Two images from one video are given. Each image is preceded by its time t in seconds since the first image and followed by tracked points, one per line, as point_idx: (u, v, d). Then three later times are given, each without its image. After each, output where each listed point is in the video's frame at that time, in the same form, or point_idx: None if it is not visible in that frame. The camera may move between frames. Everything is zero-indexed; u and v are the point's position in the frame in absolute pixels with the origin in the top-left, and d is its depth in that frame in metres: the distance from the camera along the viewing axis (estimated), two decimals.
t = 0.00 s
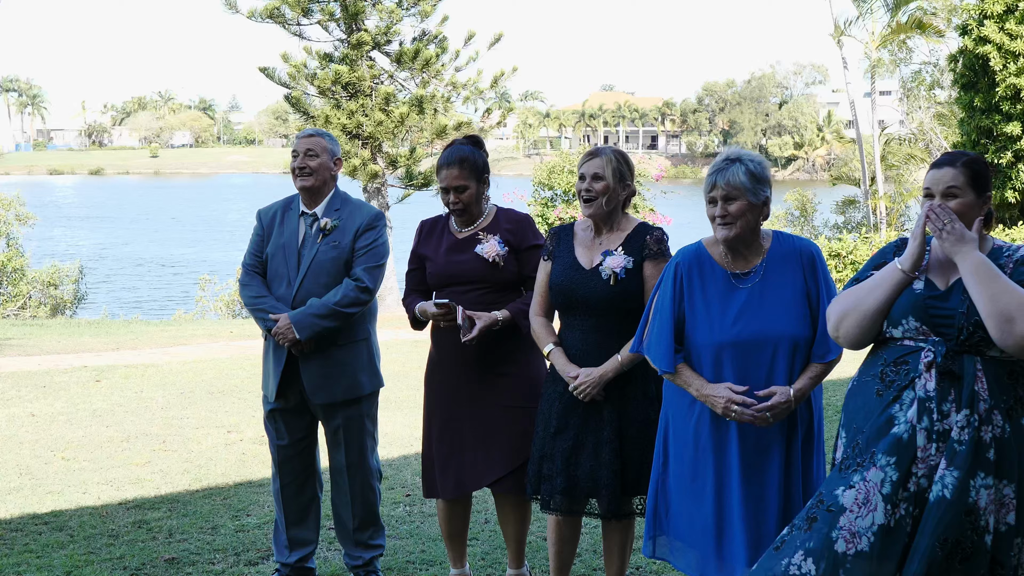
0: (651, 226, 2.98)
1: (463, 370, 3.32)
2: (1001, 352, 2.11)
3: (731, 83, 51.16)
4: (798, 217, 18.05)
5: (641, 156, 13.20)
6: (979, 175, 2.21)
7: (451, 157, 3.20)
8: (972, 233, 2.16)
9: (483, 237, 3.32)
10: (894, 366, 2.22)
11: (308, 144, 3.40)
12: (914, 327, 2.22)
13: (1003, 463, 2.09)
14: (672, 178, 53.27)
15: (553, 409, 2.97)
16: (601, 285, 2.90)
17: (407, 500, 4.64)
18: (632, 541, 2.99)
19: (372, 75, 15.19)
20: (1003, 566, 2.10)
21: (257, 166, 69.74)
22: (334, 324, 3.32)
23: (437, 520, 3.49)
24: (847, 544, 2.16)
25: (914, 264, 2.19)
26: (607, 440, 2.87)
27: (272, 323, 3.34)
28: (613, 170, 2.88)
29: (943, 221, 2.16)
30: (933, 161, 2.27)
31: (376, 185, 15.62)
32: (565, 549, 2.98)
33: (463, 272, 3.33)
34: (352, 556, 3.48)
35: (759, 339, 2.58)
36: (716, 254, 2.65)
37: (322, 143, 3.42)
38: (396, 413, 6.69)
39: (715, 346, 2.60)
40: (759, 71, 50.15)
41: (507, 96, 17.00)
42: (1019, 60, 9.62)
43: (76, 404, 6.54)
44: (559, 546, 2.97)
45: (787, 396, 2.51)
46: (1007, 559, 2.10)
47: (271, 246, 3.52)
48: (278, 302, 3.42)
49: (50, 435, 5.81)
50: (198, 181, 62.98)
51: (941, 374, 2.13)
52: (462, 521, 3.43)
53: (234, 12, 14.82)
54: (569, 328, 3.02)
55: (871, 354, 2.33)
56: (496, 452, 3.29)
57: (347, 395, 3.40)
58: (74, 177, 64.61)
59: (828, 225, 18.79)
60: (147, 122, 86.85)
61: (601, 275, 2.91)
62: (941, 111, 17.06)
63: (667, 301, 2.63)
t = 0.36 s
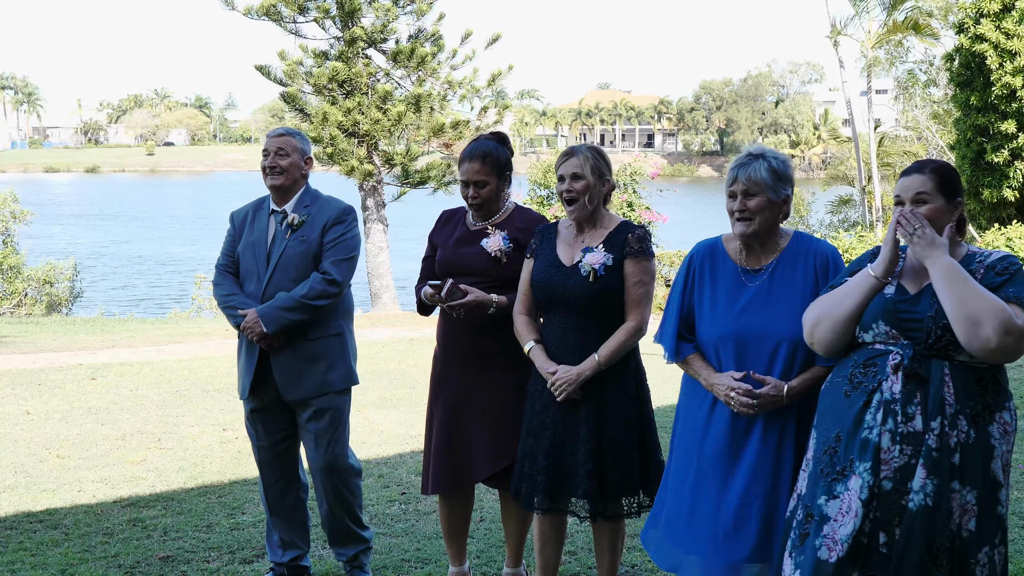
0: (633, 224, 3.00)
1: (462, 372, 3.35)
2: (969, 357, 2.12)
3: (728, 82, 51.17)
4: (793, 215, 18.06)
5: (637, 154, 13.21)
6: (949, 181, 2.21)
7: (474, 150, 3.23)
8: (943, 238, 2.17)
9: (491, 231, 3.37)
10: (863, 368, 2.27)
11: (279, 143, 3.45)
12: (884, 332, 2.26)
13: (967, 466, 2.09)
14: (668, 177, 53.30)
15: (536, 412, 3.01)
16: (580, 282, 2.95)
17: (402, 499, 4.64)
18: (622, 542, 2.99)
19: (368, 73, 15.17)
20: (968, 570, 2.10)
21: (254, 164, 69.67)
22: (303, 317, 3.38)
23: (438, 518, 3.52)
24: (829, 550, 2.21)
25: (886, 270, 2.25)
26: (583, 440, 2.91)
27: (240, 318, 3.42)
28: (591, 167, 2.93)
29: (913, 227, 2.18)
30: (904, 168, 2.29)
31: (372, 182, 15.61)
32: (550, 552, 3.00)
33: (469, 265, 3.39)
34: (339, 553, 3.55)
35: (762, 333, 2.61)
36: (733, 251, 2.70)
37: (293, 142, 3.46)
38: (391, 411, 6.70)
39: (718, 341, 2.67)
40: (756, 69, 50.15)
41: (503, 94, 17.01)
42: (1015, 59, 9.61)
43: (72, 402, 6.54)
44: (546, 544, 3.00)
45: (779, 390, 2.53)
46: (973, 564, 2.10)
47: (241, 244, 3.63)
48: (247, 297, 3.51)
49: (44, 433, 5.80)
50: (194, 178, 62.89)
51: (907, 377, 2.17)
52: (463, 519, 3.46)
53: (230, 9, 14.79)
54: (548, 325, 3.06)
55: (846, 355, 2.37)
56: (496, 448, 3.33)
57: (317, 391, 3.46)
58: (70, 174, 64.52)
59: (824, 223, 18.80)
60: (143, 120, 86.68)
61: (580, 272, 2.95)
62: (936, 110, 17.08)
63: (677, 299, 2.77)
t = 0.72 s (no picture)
0: (615, 226, 2.99)
1: (460, 371, 3.36)
2: (950, 353, 2.11)
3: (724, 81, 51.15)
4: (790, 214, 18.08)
5: (633, 152, 13.23)
6: (939, 180, 2.22)
7: (474, 145, 3.25)
8: (927, 236, 2.18)
9: (490, 229, 3.39)
10: (846, 366, 2.30)
11: (286, 141, 3.50)
12: (868, 328, 2.28)
13: (940, 465, 2.08)
14: (666, 176, 53.34)
15: (515, 410, 3.03)
16: (560, 281, 2.96)
17: (398, 497, 4.64)
18: (605, 539, 3.02)
19: (365, 71, 15.16)
20: (939, 568, 2.08)
21: (251, 163, 69.60)
22: (299, 310, 3.40)
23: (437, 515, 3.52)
24: (801, 543, 2.24)
25: (873, 268, 2.29)
26: (556, 440, 2.91)
27: (238, 309, 3.46)
28: (573, 164, 2.94)
29: (897, 224, 2.21)
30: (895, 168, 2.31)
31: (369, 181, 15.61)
32: (539, 551, 3.00)
33: (469, 263, 3.41)
34: (334, 557, 3.56)
35: (774, 332, 2.61)
36: (757, 248, 2.72)
37: (300, 140, 3.52)
38: (388, 409, 6.70)
39: (734, 334, 2.68)
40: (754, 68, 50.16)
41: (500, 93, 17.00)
42: (1011, 57, 9.60)
43: (69, 400, 6.54)
44: (532, 540, 2.99)
45: (779, 398, 2.56)
46: (949, 565, 2.08)
47: (246, 240, 3.69)
48: (248, 291, 3.56)
49: (41, 431, 5.80)
50: (191, 177, 62.82)
51: (885, 372, 2.18)
52: (461, 516, 3.45)
53: (227, 8, 14.76)
54: (525, 325, 3.07)
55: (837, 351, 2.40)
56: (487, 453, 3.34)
57: (315, 385, 3.45)
58: (68, 173, 64.43)
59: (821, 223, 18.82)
60: (140, 119, 86.55)
61: (560, 271, 2.97)
62: (933, 108, 17.10)
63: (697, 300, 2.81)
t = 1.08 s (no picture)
0: (615, 224, 3.01)
1: (462, 371, 3.36)
2: (947, 352, 2.12)
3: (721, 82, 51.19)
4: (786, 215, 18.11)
5: (630, 153, 13.24)
6: (934, 172, 2.22)
7: (475, 142, 3.30)
8: (922, 232, 2.18)
9: (489, 228, 3.41)
10: (845, 366, 2.32)
11: (299, 138, 3.53)
12: (864, 327, 2.30)
13: (941, 465, 2.08)
14: (662, 176, 53.41)
15: (518, 412, 3.01)
16: (562, 281, 2.96)
17: (396, 498, 4.64)
18: (604, 545, 3.01)
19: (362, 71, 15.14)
20: (941, 567, 2.09)
21: (248, 164, 69.52)
22: (305, 310, 3.41)
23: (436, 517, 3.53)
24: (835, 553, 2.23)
25: (868, 265, 2.30)
26: (566, 442, 2.91)
27: (244, 308, 3.46)
28: (572, 162, 2.96)
29: (893, 220, 2.20)
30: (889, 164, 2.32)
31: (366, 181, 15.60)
32: (541, 551, 3.02)
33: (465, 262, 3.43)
34: (333, 557, 3.56)
35: (767, 331, 2.63)
36: (752, 248, 2.75)
37: (313, 138, 3.55)
38: (385, 410, 6.70)
39: (730, 333, 2.70)
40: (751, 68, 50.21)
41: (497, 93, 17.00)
42: (1006, 58, 9.61)
43: (66, 401, 6.53)
44: (533, 543, 3.02)
45: (779, 411, 2.58)
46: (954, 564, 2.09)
47: (253, 237, 3.70)
48: (255, 290, 3.57)
49: (37, 432, 5.79)
50: (188, 178, 62.77)
51: (881, 373, 2.19)
52: (460, 519, 3.46)
53: (224, 8, 14.75)
54: (529, 326, 3.08)
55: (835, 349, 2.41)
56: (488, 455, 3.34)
57: (319, 386, 3.46)
58: (64, 173, 64.32)
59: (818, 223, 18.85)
60: (137, 120, 86.46)
61: (562, 271, 2.97)
62: (930, 108, 17.14)
63: (699, 297, 2.82)
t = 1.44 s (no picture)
0: (628, 226, 3.01)
1: (460, 372, 3.37)
2: (959, 353, 2.12)
3: (718, 84, 51.24)
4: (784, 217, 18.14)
5: (628, 155, 13.26)
6: (936, 169, 2.22)
7: (483, 142, 3.32)
8: (926, 233, 2.18)
9: (490, 228, 3.44)
10: (854, 371, 2.31)
11: (304, 140, 3.53)
12: (871, 331, 2.29)
13: (962, 467, 2.09)
14: (660, 179, 53.49)
15: (530, 417, 3.02)
16: (572, 281, 2.98)
17: (395, 500, 4.65)
18: (615, 547, 3.01)
19: (360, 73, 15.13)
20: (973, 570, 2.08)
21: (245, 166, 69.45)
22: (306, 313, 3.41)
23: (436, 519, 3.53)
24: (836, 563, 2.24)
25: (872, 267, 2.28)
26: (577, 443, 2.93)
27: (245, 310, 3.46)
28: (587, 163, 2.98)
29: (897, 222, 2.19)
30: (888, 162, 2.31)
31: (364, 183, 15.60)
32: (541, 555, 3.05)
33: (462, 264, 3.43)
34: (333, 559, 3.56)
35: (751, 334, 2.72)
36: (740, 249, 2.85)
37: (318, 140, 3.55)
38: (384, 412, 6.70)
39: (716, 333, 2.81)
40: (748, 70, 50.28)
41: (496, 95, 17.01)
42: (1004, 61, 9.64)
43: (63, 403, 6.52)
44: (533, 547, 3.05)
45: (757, 413, 2.67)
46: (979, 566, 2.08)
47: (257, 237, 3.71)
48: (257, 292, 3.57)
49: (36, 434, 5.79)
50: (185, 180, 62.72)
51: (892, 378, 2.19)
52: (459, 520, 3.46)
53: (222, 10, 14.74)
54: (542, 325, 3.09)
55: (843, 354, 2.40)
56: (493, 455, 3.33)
57: (320, 388, 3.46)
58: (61, 175, 64.23)
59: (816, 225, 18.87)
60: (133, 122, 86.39)
61: (572, 272, 2.99)
62: (928, 111, 17.16)
63: (693, 302, 2.96)
